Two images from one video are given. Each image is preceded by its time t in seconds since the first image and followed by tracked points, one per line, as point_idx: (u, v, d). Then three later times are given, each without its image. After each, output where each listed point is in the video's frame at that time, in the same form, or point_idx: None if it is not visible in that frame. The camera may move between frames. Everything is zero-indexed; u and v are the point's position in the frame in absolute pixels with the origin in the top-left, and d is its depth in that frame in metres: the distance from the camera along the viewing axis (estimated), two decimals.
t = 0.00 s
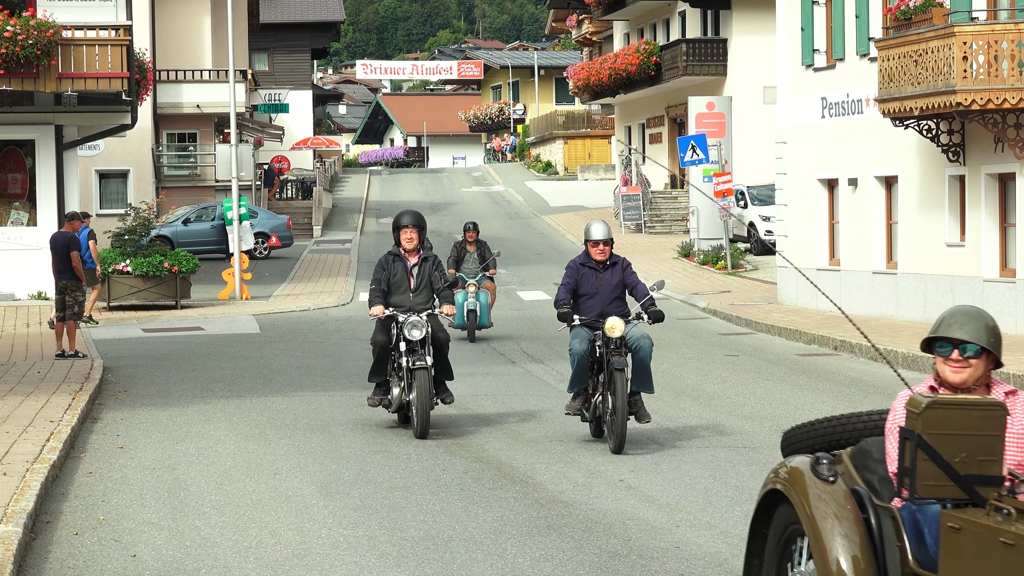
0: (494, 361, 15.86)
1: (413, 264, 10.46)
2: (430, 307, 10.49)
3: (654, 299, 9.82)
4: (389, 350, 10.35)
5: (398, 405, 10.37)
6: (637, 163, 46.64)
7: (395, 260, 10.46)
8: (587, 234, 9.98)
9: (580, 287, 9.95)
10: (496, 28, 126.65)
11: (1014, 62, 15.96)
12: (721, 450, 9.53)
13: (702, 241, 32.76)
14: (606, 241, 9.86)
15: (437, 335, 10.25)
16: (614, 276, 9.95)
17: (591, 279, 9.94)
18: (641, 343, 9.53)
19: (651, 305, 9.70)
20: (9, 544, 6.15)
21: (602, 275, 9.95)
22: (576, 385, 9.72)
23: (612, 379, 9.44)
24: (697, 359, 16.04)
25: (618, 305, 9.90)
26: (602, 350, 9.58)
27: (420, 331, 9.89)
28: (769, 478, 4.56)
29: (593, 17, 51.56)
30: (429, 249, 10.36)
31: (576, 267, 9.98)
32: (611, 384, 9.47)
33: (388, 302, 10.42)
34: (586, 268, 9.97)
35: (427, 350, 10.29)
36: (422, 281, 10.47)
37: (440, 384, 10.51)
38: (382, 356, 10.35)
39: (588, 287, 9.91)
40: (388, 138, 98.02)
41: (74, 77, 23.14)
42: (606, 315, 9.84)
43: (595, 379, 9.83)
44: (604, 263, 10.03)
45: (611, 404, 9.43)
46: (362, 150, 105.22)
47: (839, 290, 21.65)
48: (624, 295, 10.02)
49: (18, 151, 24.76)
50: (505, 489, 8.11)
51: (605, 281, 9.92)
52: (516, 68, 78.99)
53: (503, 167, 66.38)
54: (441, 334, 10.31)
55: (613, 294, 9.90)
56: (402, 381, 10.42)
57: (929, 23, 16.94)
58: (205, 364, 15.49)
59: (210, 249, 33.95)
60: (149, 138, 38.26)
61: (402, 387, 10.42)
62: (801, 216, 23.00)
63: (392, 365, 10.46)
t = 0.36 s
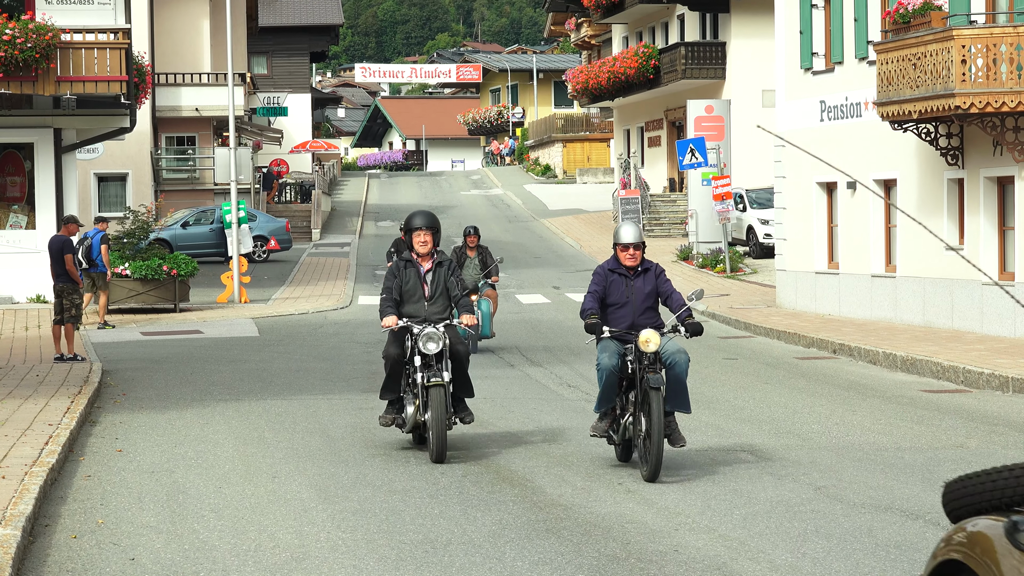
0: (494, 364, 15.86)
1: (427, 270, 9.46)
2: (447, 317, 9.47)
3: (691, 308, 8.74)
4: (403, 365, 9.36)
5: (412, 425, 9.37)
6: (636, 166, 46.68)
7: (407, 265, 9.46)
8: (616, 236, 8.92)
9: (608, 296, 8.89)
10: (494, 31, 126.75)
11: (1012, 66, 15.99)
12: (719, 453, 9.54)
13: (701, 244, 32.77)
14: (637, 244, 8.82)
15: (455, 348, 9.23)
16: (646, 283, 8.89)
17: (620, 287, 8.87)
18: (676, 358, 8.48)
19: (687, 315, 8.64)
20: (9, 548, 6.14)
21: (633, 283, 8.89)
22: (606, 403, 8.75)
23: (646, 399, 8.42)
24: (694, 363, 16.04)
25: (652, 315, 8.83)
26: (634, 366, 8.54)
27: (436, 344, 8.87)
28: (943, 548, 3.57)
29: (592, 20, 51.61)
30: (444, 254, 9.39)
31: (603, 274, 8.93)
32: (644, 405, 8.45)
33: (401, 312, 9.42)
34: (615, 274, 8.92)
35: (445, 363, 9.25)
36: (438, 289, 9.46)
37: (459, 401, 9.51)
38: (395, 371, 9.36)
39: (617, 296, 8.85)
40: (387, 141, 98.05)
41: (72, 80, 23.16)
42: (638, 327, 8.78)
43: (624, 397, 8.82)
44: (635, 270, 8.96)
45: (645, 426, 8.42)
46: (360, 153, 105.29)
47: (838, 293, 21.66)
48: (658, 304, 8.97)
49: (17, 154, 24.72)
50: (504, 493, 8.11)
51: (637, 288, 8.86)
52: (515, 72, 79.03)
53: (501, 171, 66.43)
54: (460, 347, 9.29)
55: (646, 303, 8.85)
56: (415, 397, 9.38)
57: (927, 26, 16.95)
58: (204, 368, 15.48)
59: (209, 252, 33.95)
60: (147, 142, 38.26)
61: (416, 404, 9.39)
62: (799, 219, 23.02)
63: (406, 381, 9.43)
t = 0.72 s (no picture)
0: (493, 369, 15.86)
1: (445, 278, 8.53)
2: (468, 330, 8.54)
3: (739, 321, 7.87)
4: (419, 383, 8.45)
5: (429, 451, 8.44)
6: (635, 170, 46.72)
7: (423, 273, 8.55)
8: (655, 240, 8.06)
9: (647, 307, 8.00)
10: (493, 35, 126.84)
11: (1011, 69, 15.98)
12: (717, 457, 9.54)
13: (700, 248, 32.77)
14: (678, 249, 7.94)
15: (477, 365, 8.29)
16: (688, 293, 8.01)
17: (660, 297, 7.99)
18: (724, 377, 7.63)
19: (737, 329, 7.74)
20: (7, 553, 6.13)
21: (674, 292, 8.02)
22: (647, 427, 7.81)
23: (694, 422, 7.49)
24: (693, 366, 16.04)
25: (696, 329, 7.95)
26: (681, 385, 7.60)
27: (457, 361, 7.92)
28: None
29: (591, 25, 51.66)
30: (464, 261, 8.48)
31: (641, 283, 8.03)
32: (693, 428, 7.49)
33: (415, 325, 8.50)
34: (654, 283, 8.05)
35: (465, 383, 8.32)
36: (457, 298, 8.52)
37: (480, 425, 8.58)
38: (410, 391, 8.46)
39: (657, 306, 7.97)
40: (386, 146, 98.08)
41: (71, 85, 23.15)
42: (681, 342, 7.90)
43: (666, 421, 7.89)
44: (675, 279, 8.08)
45: (693, 452, 7.48)
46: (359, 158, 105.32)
47: (837, 298, 21.66)
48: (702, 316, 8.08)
49: (16, 159, 24.72)
50: (503, 497, 8.10)
51: (678, 298, 7.99)
52: (514, 76, 79.08)
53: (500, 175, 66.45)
54: (482, 364, 8.35)
55: (689, 314, 7.97)
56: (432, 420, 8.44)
57: (926, 30, 16.99)
58: (202, 372, 15.45)
59: (208, 257, 33.92)
60: (146, 146, 38.26)
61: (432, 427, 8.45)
62: (798, 223, 23.03)
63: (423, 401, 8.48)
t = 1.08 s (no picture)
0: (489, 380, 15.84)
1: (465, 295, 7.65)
2: (492, 353, 7.64)
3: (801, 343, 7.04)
4: (437, 413, 7.51)
5: (447, 488, 7.49)
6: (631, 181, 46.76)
7: (440, 289, 7.65)
8: (705, 251, 7.20)
9: (698, 327, 7.15)
10: (489, 47, 127.09)
11: (1007, 81, 16.00)
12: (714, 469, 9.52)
13: (696, 259, 32.76)
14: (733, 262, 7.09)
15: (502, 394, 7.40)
16: (744, 310, 7.16)
17: (712, 315, 7.14)
18: (790, 406, 6.73)
19: (804, 352, 6.88)
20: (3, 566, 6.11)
21: (729, 310, 7.16)
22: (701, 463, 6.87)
23: (757, 458, 6.56)
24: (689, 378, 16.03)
25: (754, 352, 7.10)
26: (742, 416, 6.68)
27: (480, 389, 7.01)
28: None
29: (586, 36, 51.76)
30: (485, 277, 7.61)
31: (690, 301, 7.16)
32: (757, 465, 6.57)
33: (432, 347, 7.62)
34: (706, 299, 7.18)
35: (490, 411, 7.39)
36: (479, 317, 7.63)
37: (505, 459, 7.65)
38: (427, 421, 7.51)
39: (710, 326, 7.12)
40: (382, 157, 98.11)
41: (68, 97, 23.08)
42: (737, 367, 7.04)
43: (722, 456, 6.95)
44: (728, 294, 7.23)
45: (758, 493, 6.56)
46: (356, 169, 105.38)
47: (834, 309, 21.67)
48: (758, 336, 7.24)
49: (12, 171, 24.71)
50: (500, 510, 8.08)
51: (734, 317, 7.13)
52: (510, 88, 79.21)
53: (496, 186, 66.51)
54: (509, 392, 7.44)
55: (745, 335, 7.12)
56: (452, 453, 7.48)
57: (922, 42, 17.07)
58: (197, 385, 15.42)
59: (203, 269, 33.88)
60: (142, 158, 38.24)
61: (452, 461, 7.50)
62: (793, 235, 23.04)
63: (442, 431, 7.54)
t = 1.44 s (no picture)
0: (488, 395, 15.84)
1: (500, 315, 6.86)
2: (530, 382, 6.84)
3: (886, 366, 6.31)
4: (467, 449, 6.72)
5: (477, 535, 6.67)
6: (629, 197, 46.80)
7: (470, 308, 6.85)
8: (775, 261, 6.47)
9: (770, 348, 6.42)
10: (486, 62, 127.48)
11: (1004, 95, 16.03)
12: (714, 484, 9.52)
13: (695, 274, 32.61)
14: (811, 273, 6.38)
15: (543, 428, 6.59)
16: (821, 330, 6.43)
17: (787, 334, 6.41)
18: (878, 442, 5.94)
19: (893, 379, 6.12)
20: None
21: (804, 329, 6.44)
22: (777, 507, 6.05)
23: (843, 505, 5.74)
24: (689, 392, 16.02)
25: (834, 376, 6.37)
26: (825, 455, 5.90)
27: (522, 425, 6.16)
28: None
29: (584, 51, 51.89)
30: (523, 295, 6.84)
31: (762, 318, 6.43)
32: (842, 511, 5.74)
33: (463, 373, 6.83)
34: (779, 317, 6.45)
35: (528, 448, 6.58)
36: (516, 342, 6.84)
37: (542, 504, 6.86)
38: (456, 458, 6.72)
39: (784, 348, 6.40)
40: (381, 173, 98.21)
41: (66, 112, 23.11)
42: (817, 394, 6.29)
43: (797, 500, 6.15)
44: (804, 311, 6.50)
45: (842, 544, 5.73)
46: (355, 185, 105.46)
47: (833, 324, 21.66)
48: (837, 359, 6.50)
49: (10, 187, 24.72)
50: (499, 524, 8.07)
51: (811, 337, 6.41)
52: (508, 103, 79.38)
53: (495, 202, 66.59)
54: (550, 427, 6.68)
55: (825, 359, 6.39)
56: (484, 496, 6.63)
57: (919, 56, 17.12)
58: (196, 400, 15.39)
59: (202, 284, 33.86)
60: (140, 174, 38.27)
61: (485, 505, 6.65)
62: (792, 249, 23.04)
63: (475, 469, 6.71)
